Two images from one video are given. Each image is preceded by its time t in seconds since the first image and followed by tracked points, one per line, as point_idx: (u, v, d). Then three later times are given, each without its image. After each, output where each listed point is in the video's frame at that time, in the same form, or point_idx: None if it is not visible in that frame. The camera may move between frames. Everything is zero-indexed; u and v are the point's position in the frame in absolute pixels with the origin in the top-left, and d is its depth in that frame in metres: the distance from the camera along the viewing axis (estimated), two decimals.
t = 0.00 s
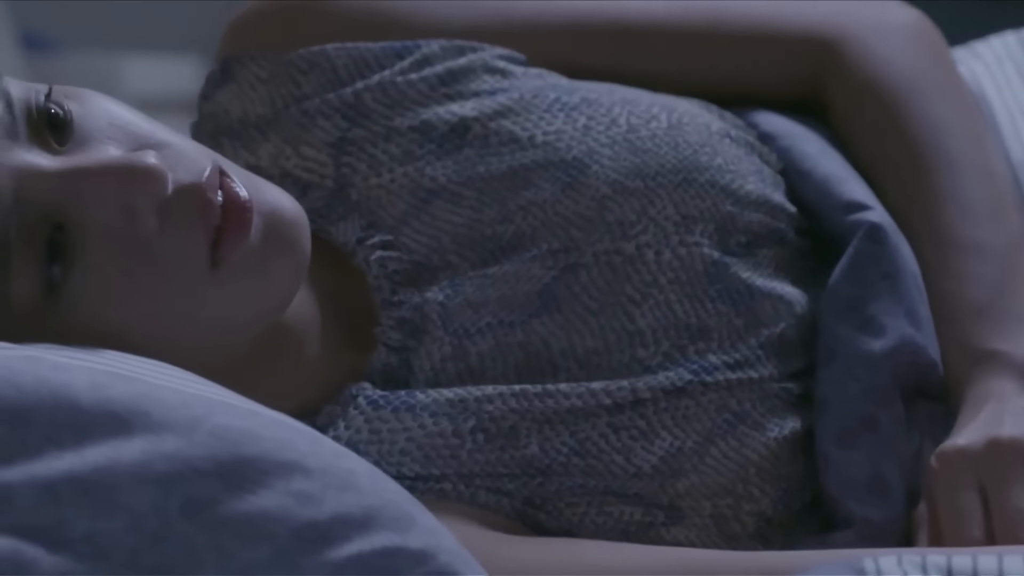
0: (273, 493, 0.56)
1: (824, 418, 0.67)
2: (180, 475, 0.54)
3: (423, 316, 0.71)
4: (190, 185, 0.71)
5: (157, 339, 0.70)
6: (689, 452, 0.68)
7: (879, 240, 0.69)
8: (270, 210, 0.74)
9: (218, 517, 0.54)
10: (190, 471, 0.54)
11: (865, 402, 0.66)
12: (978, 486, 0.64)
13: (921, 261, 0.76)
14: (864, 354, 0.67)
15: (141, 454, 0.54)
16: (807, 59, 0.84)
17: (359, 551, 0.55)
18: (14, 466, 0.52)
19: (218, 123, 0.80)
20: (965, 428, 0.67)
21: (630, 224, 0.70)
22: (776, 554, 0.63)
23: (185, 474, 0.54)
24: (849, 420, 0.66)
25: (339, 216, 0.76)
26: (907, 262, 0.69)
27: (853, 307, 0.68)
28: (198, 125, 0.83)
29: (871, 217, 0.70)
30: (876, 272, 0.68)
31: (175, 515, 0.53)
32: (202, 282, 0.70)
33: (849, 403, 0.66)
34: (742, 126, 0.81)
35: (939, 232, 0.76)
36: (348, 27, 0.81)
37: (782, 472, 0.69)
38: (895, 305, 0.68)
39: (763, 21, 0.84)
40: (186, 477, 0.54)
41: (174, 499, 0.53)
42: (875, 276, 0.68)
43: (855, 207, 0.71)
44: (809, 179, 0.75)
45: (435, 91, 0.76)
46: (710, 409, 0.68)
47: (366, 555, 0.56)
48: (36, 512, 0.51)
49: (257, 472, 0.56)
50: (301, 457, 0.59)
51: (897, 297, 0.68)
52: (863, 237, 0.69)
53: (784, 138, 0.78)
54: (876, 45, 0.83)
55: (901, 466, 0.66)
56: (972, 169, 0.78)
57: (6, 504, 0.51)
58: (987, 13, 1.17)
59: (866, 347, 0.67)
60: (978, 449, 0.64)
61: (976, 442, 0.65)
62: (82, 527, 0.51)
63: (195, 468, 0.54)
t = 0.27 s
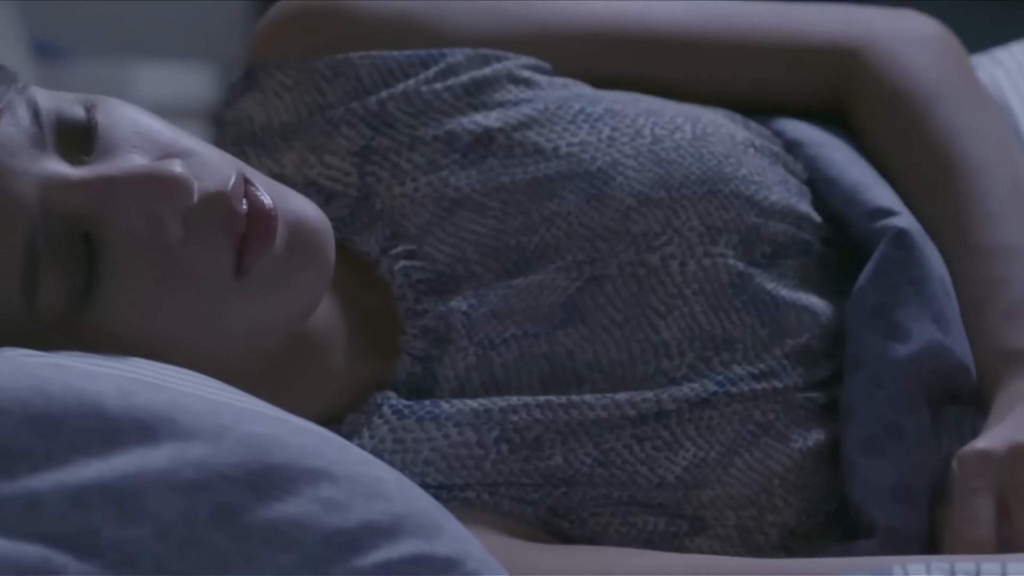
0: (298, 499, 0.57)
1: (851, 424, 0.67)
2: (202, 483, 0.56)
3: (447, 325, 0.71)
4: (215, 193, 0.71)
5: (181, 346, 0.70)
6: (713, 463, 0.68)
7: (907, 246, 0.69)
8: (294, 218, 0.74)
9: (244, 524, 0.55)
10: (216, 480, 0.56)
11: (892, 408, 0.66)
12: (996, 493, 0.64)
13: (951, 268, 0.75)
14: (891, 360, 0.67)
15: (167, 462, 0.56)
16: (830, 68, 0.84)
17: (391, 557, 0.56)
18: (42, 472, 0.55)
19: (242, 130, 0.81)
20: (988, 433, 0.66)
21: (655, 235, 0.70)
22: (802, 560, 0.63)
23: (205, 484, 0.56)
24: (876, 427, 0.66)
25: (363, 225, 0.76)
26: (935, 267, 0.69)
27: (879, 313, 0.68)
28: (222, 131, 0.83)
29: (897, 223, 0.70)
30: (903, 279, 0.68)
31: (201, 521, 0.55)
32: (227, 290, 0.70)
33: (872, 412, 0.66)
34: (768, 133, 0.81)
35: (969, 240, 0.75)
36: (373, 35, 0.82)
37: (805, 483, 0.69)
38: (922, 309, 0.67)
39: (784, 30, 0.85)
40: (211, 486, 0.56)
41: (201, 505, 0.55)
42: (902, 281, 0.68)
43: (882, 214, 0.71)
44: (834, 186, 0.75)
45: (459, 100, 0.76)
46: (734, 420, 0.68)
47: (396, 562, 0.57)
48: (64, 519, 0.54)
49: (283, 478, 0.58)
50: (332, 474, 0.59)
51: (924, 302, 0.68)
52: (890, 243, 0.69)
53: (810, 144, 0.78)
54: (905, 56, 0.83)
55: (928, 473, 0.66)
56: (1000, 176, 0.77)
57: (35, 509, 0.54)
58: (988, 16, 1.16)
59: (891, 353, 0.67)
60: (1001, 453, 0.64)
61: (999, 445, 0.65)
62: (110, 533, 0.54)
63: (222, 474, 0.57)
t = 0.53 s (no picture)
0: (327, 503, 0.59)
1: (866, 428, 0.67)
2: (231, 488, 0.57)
3: (473, 336, 0.72)
4: (244, 203, 0.72)
5: (208, 355, 0.71)
6: (738, 473, 0.68)
7: (919, 250, 0.70)
8: (320, 227, 0.75)
9: (273, 531, 0.57)
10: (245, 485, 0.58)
11: (908, 416, 0.66)
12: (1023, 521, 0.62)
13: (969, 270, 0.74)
14: (903, 365, 0.67)
15: (197, 468, 0.58)
16: (850, 78, 0.84)
17: (417, 564, 0.59)
18: (70, 478, 0.56)
19: (269, 138, 0.82)
20: (1015, 453, 0.64)
21: (679, 247, 0.71)
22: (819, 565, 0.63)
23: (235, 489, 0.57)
24: (889, 435, 0.66)
25: (386, 236, 0.77)
26: (948, 269, 0.69)
27: (893, 318, 0.69)
28: (250, 137, 0.84)
29: (908, 228, 0.70)
30: (916, 283, 0.69)
31: (230, 528, 0.56)
32: (254, 299, 0.71)
33: (893, 419, 0.66)
34: (794, 139, 0.81)
35: (986, 241, 0.74)
36: (403, 45, 0.82)
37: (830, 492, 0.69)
38: (935, 313, 0.68)
39: (801, 36, 0.85)
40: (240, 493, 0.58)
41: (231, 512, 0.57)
42: (914, 286, 0.69)
43: (896, 219, 0.72)
44: (852, 190, 0.76)
45: (485, 113, 0.77)
46: (758, 430, 0.69)
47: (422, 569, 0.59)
48: (91, 525, 0.55)
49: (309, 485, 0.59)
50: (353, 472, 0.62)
51: (936, 305, 0.68)
52: (901, 248, 0.70)
53: (835, 147, 0.80)
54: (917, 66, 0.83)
55: (947, 483, 0.66)
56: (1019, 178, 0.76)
57: (62, 517, 0.54)
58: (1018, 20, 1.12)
59: (903, 357, 0.67)
60: None
61: None
62: (138, 540, 0.55)
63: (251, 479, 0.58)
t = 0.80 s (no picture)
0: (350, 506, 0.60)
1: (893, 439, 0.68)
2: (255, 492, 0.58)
3: (494, 347, 0.73)
4: (263, 209, 0.72)
5: (226, 360, 0.71)
6: (757, 481, 0.70)
7: (947, 263, 0.70)
8: (338, 233, 0.75)
9: (292, 536, 0.57)
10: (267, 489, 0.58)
11: (932, 428, 0.67)
12: None
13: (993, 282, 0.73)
14: (931, 376, 0.67)
15: (215, 473, 0.58)
16: (874, 90, 0.83)
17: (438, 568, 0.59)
18: (90, 484, 0.56)
19: (287, 150, 0.82)
20: None
21: (697, 259, 0.72)
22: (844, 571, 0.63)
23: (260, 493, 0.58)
24: (914, 448, 0.67)
25: (403, 248, 0.78)
26: (975, 284, 0.70)
27: (919, 330, 0.69)
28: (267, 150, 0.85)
29: (938, 240, 0.71)
30: (943, 297, 0.69)
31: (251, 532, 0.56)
32: (272, 305, 0.71)
33: (919, 431, 0.67)
34: (813, 151, 0.82)
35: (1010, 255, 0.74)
36: (421, 58, 0.83)
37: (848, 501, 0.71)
38: (963, 326, 0.69)
39: (823, 48, 0.85)
40: (261, 497, 0.58)
41: (251, 517, 0.57)
42: (941, 299, 0.69)
43: (923, 231, 0.72)
44: (876, 206, 0.76)
45: (505, 129, 0.78)
46: (777, 439, 0.70)
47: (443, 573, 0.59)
48: (111, 529, 0.55)
49: (330, 488, 0.60)
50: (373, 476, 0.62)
51: (964, 319, 0.69)
52: (929, 260, 0.70)
53: (857, 162, 0.80)
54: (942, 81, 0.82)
55: (972, 493, 0.66)
56: None
57: (83, 522, 0.55)
58: None
59: (929, 370, 0.68)
60: None
61: None
62: (156, 548, 0.55)
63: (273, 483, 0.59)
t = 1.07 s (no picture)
0: (370, 514, 0.59)
1: (918, 451, 0.69)
2: (277, 501, 0.57)
3: (517, 359, 0.75)
4: (283, 217, 0.71)
5: (247, 368, 0.70)
6: (779, 492, 0.71)
7: (976, 272, 0.70)
8: (357, 239, 0.75)
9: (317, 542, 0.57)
10: (289, 497, 0.58)
11: (960, 437, 0.68)
12: None
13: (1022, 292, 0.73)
14: (959, 385, 0.68)
15: (240, 480, 0.58)
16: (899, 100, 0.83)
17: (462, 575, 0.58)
18: (113, 491, 0.56)
19: (309, 158, 0.83)
20: None
21: (722, 271, 0.73)
22: None
23: (280, 502, 0.57)
24: (942, 457, 0.68)
25: (426, 257, 0.79)
26: (1006, 293, 0.70)
27: (948, 338, 0.70)
28: (289, 157, 0.85)
29: (969, 249, 0.71)
30: (972, 305, 0.70)
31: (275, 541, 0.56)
32: (292, 313, 0.70)
33: (945, 440, 0.68)
34: (839, 162, 0.82)
35: None
36: (445, 66, 0.83)
37: (871, 513, 0.71)
38: (992, 334, 0.69)
39: (847, 57, 0.85)
40: (283, 505, 0.57)
41: (275, 524, 0.57)
42: (971, 307, 0.70)
43: (953, 240, 0.72)
44: (904, 215, 0.76)
45: (530, 139, 0.79)
46: (800, 450, 0.71)
47: None
48: (136, 537, 0.54)
49: (352, 496, 0.59)
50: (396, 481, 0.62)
51: (994, 326, 0.69)
52: (960, 268, 0.70)
53: (883, 172, 0.80)
54: (967, 92, 0.82)
55: (999, 506, 0.67)
56: None
57: (107, 529, 0.54)
58: None
59: (958, 378, 0.68)
60: None
61: None
62: (182, 554, 0.55)
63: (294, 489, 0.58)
